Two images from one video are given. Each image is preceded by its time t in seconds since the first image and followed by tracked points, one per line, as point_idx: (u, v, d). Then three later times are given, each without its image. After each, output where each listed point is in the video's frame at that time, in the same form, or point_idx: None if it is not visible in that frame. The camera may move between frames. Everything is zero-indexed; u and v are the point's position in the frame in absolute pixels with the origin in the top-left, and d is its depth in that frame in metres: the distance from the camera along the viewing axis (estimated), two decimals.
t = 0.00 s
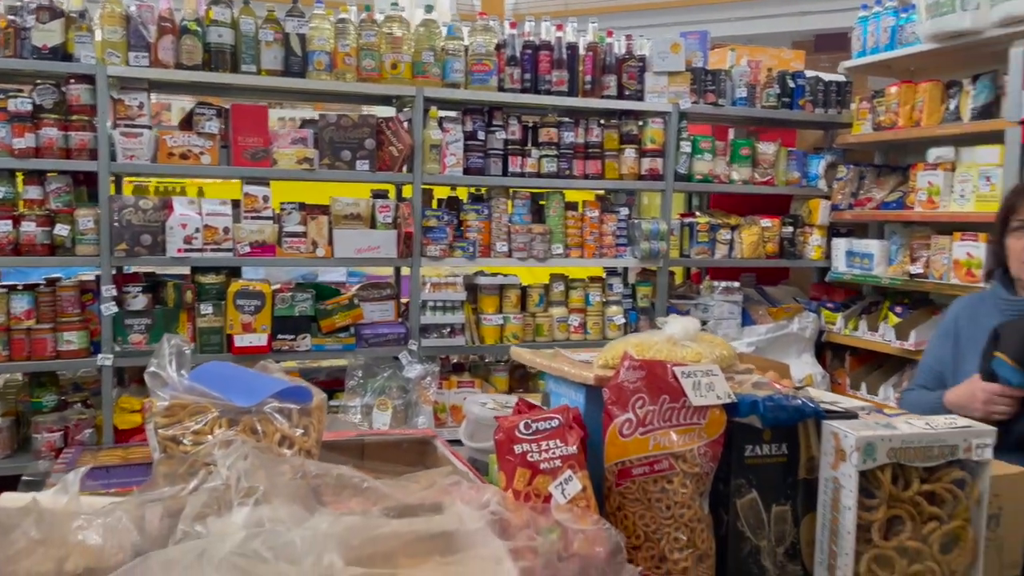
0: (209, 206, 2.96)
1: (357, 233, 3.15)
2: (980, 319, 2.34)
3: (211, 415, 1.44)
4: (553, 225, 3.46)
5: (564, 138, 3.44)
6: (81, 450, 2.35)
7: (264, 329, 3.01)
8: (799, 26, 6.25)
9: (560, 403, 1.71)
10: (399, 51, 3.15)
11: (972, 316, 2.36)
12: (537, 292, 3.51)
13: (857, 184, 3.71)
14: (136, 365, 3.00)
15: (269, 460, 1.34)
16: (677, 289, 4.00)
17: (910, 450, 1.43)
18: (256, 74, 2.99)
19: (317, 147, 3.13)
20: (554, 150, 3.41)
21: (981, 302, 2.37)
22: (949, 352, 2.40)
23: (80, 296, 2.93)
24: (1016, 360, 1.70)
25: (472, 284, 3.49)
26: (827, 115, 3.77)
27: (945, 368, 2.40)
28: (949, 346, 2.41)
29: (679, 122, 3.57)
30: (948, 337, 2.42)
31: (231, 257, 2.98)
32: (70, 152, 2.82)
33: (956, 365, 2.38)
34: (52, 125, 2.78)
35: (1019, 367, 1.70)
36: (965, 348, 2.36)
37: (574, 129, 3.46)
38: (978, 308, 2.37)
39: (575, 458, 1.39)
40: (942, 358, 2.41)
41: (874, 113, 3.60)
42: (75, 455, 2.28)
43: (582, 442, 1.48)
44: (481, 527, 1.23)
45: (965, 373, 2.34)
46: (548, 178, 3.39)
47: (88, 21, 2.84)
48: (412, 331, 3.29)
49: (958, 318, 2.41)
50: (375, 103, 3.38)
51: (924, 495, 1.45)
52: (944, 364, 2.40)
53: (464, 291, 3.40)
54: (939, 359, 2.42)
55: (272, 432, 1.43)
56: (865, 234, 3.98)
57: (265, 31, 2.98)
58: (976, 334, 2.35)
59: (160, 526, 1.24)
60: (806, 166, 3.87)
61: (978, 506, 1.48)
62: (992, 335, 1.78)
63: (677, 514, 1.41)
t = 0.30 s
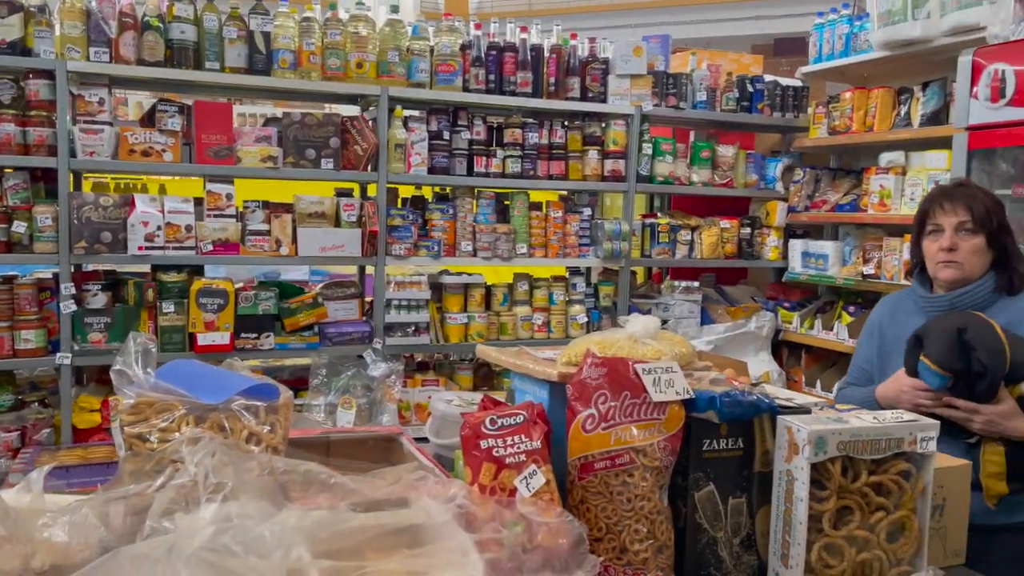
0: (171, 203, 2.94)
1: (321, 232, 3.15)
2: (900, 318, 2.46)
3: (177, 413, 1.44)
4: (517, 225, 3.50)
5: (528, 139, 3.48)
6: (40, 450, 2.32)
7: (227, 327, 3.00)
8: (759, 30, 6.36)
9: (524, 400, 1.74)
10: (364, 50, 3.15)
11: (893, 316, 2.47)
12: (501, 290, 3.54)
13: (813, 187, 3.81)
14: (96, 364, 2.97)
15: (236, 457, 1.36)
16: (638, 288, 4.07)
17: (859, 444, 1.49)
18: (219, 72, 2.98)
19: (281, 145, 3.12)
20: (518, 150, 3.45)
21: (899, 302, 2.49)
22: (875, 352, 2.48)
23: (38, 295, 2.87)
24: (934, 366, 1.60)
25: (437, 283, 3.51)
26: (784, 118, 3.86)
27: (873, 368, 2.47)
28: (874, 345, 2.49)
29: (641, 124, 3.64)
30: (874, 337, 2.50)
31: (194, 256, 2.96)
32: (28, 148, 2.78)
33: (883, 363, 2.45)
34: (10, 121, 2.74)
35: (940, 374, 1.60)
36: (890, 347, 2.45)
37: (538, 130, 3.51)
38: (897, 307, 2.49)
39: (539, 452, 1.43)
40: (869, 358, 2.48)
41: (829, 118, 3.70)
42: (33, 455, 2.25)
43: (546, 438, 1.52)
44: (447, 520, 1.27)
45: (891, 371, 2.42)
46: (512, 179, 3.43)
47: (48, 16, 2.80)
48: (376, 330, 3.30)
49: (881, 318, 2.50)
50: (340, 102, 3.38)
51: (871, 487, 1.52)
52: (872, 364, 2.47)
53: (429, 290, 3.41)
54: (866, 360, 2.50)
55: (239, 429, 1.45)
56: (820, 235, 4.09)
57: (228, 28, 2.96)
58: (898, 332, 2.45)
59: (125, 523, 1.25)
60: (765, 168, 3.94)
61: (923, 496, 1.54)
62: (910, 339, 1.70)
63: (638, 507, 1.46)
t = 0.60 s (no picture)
0: (161, 200, 2.94)
1: (310, 231, 3.17)
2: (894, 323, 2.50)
3: (163, 407, 1.47)
4: (506, 227, 3.53)
5: (518, 142, 3.51)
6: (27, 444, 2.34)
7: (215, 324, 3.02)
8: (751, 36, 6.37)
9: (506, 399, 1.78)
10: (357, 52, 3.16)
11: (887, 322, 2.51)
12: (489, 292, 3.58)
13: (798, 195, 3.86)
14: (83, 358, 2.98)
15: (221, 451, 1.38)
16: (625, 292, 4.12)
17: (830, 447, 1.52)
18: (212, 70, 3.00)
19: (272, 144, 3.15)
20: (507, 153, 3.49)
21: (895, 306, 2.55)
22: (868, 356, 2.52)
23: (26, 289, 2.90)
24: (882, 374, 1.80)
25: (425, 283, 3.54)
26: (771, 127, 3.92)
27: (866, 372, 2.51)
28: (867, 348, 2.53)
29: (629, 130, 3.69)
30: (869, 340, 2.55)
31: (184, 252, 2.98)
32: (20, 143, 2.80)
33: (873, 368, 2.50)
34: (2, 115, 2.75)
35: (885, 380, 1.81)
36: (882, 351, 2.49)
37: (528, 134, 3.55)
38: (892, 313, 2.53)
39: (518, 451, 1.46)
40: (861, 360, 2.53)
41: (816, 127, 3.75)
42: (20, 449, 2.27)
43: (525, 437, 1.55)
44: (426, 516, 1.30)
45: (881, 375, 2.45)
46: (502, 181, 3.47)
47: (42, 12, 2.82)
48: (364, 329, 3.33)
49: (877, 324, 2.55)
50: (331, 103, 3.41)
51: (842, 490, 1.55)
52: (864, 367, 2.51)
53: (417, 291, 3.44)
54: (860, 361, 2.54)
55: (224, 425, 1.47)
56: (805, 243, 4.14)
57: (221, 27, 2.99)
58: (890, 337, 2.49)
59: (111, 514, 1.27)
60: (751, 176, 4.01)
61: (892, 499, 1.58)
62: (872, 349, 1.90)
63: (614, 507, 1.49)
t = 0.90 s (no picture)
0: (164, 195, 3.00)
1: (310, 227, 3.21)
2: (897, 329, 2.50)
3: (151, 397, 1.52)
4: (505, 226, 3.57)
5: (518, 142, 3.55)
6: (28, 432, 2.40)
7: (216, 317, 3.07)
8: (768, 37, 6.22)
9: (489, 395, 1.82)
10: (359, 51, 3.21)
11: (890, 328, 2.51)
12: (488, 290, 3.61)
13: (797, 198, 3.88)
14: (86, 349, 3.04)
15: (206, 441, 1.42)
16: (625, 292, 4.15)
17: (804, 447, 1.55)
18: (216, 67, 3.06)
19: (275, 141, 3.19)
20: (507, 153, 3.52)
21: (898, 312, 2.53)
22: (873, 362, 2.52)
23: (31, 281, 2.94)
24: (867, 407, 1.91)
25: (424, 281, 3.58)
26: (772, 130, 3.93)
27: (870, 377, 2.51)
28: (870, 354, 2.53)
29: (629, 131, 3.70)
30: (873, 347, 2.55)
31: (185, 246, 3.04)
32: (27, 136, 2.86)
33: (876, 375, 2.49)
34: (9, 109, 2.81)
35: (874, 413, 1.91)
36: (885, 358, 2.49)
37: (529, 134, 3.58)
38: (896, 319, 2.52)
39: (495, 446, 1.50)
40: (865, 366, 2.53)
41: (816, 130, 3.76)
42: (22, 436, 2.32)
43: (505, 432, 1.58)
44: (401, 506, 1.33)
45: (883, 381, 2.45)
46: (501, 180, 3.50)
47: (49, 8, 2.87)
48: (363, 325, 3.37)
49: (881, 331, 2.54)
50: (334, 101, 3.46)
51: (815, 489, 1.58)
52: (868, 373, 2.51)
53: (415, 288, 3.48)
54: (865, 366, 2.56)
55: (210, 415, 1.51)
56: (805, 245, 4.15)
57: (226, 25, 3.03)
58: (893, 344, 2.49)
59: (96, 500, 1.32)
60: (751, 178, 4.02)
61: (866, 500, 1.60)
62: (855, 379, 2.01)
63: (589, 502, 1.52)
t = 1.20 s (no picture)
0: (174, 188, 3.05)
1: (318, 221, 3.27)
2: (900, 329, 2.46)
3: (149, 383, 1.56)
4: (510, 222, 3.60)
5: (525, 139, 3.57)
6: (40, 419, 2.46)
7: (224, 310, 3.14)
8: (788, 36, 6.18)
9: (482, 386, 1.85)
10: (367, 47, 3.26)
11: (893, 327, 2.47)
12: (493, 285, 3.64)
13: (804, 197, 3.88)
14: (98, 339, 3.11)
15: (202, 426, 1.47)
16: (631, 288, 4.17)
17: (788, 441, 1.56)
18: (226, 63, 3.12)
19: (283, 136, 3.24)
20: (514, 149, 3.54)
21: (901, 311, 2.49)
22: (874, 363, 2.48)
23: (45, 272, 3.02)
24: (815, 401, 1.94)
25: (430, 275, 3.62)
26: (780, 128, 3.93)
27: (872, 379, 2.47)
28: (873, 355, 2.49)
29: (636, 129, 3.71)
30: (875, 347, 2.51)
31: (195, 239, 3.09)
32: (41, 130, 2.93)
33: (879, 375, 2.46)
34: (24, 104, 2.89)
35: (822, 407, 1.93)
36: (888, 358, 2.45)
37: (535, 131, 3.60)
38: (899, 318, 2.48)
39: (482, 435, 1.54)
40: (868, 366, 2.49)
41: (823, 129, 3.76)
42: (33, 424, 2.39)
43: (493, 422, 1.62)
44: (388, 491, 1.37)
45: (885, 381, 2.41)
46: (507, 177, 3.52)
47: (64, 5, 2.95)
48: (369, 318, 3.41)
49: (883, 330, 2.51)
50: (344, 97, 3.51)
51: (800, 482, 1.59)
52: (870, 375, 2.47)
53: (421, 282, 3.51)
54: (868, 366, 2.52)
55: (207, 402, 1.56)
56: (812, 244, 4.15)
57: (236, 22, 3.09)
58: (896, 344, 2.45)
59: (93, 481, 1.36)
60: (758, 176, 4.04)
61: (850, 493, 1.62)
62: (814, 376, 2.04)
63: (575, 491, 1.56)
